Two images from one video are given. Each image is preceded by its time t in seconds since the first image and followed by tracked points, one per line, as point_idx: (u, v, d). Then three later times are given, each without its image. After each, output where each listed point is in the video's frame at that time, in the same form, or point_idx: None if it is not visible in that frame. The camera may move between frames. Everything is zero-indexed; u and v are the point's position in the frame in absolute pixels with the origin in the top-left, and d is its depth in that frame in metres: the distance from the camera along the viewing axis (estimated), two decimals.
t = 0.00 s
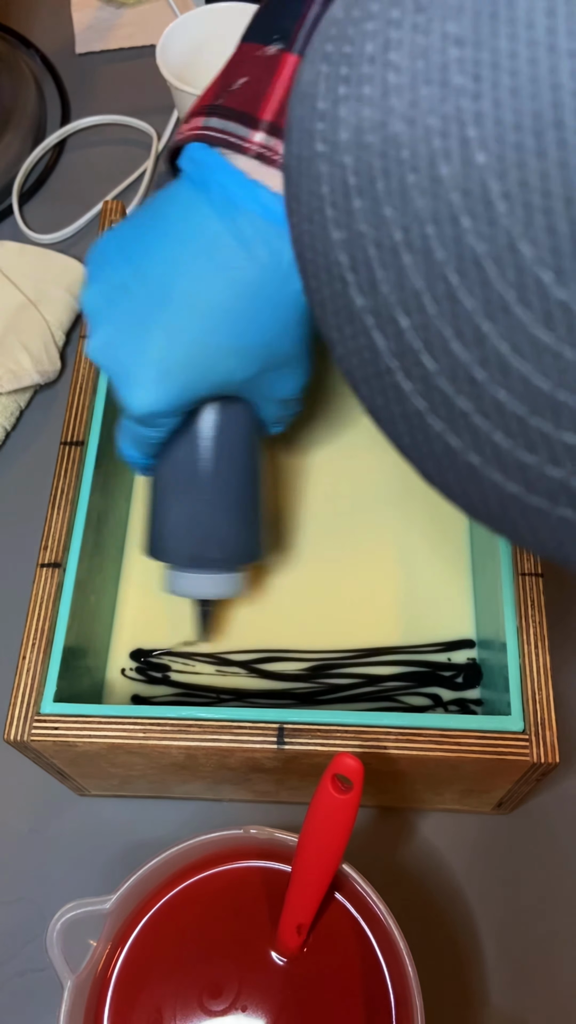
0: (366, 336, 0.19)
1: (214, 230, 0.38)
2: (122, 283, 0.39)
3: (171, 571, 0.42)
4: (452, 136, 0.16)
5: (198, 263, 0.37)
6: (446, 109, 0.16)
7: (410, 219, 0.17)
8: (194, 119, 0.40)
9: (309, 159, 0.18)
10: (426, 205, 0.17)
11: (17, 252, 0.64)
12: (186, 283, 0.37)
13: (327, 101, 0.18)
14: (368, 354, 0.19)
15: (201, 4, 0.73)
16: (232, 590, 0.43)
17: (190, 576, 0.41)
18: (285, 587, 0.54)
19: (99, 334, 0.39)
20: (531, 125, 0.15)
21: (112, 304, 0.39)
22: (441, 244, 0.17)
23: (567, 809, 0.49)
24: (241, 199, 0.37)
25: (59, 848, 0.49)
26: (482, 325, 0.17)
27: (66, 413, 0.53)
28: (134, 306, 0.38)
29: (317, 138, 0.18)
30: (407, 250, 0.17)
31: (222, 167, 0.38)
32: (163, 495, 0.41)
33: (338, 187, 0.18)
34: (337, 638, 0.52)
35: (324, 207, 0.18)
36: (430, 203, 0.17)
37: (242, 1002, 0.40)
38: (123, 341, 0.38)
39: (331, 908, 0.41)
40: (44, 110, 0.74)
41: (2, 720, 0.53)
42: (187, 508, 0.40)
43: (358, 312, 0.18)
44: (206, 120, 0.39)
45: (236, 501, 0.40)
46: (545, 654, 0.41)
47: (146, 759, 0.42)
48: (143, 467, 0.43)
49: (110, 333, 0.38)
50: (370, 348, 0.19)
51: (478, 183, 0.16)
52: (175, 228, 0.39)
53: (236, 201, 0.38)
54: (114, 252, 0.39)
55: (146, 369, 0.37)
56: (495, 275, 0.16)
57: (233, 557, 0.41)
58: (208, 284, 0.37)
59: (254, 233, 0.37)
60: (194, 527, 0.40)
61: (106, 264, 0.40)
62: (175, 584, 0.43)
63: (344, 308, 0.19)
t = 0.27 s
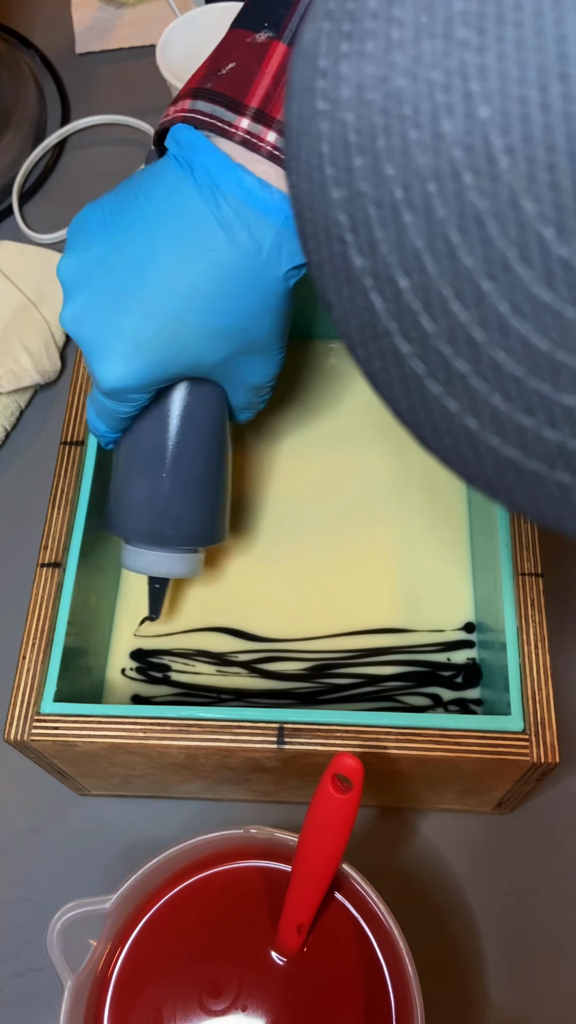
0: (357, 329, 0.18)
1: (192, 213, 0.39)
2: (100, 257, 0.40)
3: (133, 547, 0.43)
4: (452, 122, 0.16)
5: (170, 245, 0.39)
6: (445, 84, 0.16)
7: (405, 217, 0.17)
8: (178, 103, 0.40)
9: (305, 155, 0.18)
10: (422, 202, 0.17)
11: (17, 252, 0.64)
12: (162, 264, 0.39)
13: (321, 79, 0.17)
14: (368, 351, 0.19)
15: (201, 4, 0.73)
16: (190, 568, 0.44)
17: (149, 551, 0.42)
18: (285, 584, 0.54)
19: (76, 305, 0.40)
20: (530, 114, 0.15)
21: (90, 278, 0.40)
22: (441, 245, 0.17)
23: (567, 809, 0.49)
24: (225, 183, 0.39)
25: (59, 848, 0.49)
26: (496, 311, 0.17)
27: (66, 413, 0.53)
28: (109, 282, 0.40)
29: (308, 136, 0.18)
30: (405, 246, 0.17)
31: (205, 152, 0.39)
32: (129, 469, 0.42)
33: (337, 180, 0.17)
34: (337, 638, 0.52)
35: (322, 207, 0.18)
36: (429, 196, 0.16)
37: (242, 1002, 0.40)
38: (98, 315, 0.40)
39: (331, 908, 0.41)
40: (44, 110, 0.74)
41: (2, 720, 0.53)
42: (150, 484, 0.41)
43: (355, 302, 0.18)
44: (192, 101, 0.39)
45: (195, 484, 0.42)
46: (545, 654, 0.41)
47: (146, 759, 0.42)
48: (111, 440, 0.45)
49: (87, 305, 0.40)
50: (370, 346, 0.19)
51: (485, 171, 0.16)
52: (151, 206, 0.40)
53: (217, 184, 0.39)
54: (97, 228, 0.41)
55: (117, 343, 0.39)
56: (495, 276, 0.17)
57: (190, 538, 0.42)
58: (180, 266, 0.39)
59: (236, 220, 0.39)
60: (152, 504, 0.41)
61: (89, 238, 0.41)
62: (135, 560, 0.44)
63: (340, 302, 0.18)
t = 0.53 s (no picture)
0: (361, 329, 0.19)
1: (232, 211, 0.39)
2: (142, 260, 0.40)
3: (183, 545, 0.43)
4: (445, 121, 0.16)
5: (210, 245, 0.38)
6: (436, 86, 0.16)
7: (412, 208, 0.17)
8: (214, 99, 0.42)
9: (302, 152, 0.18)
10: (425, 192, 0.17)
11: (17, 252, 0.64)
12: (204, 262, 0.38)
13: (314, 79, 0.18)
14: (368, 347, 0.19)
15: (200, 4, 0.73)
16: (244, 563, 0.44)
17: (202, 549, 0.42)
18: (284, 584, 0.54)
19: (122, 308, 0.40)
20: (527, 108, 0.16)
21: (133, 281, 0.40)
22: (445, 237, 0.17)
23: (567, 809, 0.49)
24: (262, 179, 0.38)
25: (59, 848, 0.49)
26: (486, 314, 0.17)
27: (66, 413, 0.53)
28: (153, 284, 0.39)
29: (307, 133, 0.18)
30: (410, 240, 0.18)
31: (244, 147, 0.39)
32: (176, 470, 0.41)
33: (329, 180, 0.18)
34: (337, 638, 0.52)
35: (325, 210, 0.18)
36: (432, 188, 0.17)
37: (242, 1002, 0.40)
38: (145, 315, 0.39)
39: (331, 908, 0.41)
40: (43, 110, 0.74)
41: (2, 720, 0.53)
42: (200, 484, 0.40)
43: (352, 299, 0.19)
44: (227, 98, 0.41)
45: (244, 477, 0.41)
46: (545, 654, 0.41)
47: (146, 760, 0.42)
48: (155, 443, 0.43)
49: (132, 311, 0.40)
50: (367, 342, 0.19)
51: (473, 175, 0.17)
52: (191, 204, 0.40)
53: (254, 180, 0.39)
54: (138, 230, 0.41)
55: (166, 342, 0.38)
56: (494, 272, 0.17)
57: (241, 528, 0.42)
58: (221, 263, 0.38)
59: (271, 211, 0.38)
60: (207, 502, 0.41)
61: (131, 241, 0.40)
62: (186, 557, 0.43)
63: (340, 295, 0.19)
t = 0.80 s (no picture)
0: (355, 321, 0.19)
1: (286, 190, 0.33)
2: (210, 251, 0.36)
3: (280, 535, 0.43)
4: (450, 124, 0.16)
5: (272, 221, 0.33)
6: (439, 91, 0.16)
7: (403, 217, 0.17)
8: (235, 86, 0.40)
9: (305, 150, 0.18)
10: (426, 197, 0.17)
11: (17, 252, 0.64)
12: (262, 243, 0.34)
13: (318, 78, 0.18)
14: (367, 345, 0.19)
15: (200, 4, 0.73)
16: (333, 545, 0.44)
17: (296, 537, 0.42)
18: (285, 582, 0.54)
19: (199, 304, 0.36)
20: (526, 108, 0.16)
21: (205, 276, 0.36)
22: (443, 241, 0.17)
23: (567, 809, 0.49)
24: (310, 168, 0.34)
25: (58, 848, 0.49)
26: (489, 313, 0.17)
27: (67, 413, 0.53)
28: (220, 275, 0.35)
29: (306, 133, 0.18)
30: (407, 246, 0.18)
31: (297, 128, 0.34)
32: (262, 460, 0.41)
33: (334, 179, 0.18)
34: (336, 638, 0.52)
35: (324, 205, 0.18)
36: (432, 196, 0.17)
37: (242, 1002, 0.40)
38: (216, 314, 0.35)
39: (330, 908, 0.41)
40: (43, 110, 0.74)
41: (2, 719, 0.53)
42: (289, 471, 0.40)
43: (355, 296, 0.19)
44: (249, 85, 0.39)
45: (332, 456, 0.41)
46: (545, 654, 0.41)
47: (146, 759, 0.42)
48: (240, 436, 0.42)
49: (207, 303, 0.36)
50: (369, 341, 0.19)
51: (478, 171, 0.16)
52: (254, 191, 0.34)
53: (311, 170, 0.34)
54: (204, 220, 0.36)
55: (240, 342, 0.35)
56: (498, 280, 0.17)
57: (336, 511, 0.42)
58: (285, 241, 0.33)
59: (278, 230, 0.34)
60: (296, 488, 0.40)
61: (196, 235, 0.37)
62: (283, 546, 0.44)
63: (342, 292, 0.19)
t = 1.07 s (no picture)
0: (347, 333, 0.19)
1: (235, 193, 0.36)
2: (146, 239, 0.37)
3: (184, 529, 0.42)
4: (452, 124, 0.15)
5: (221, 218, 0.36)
6: (442, 89, 0.15)
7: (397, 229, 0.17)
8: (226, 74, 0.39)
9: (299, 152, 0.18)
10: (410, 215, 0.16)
11: (17, 252, 0.64)
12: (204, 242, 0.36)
13: (318, 71, 0.17)
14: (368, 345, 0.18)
15: (200, 4, 0.73)
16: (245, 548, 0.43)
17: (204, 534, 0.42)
18: (285, 582, 0.54)
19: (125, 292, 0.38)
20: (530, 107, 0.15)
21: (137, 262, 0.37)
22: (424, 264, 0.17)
23: (567, 809, 0.49)
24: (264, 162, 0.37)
25: (58, 848, 0.49)
26: (490, 323, 0.16)
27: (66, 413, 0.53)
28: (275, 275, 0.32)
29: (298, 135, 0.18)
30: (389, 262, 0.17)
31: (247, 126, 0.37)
32: (323, 457, 0.40)
33: (332, 183, 0.17)
34: (336, 638, 0.52)
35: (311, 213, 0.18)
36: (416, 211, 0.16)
37: (242, 1002, 0.40)
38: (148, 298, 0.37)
39: (330, 908, 0.41)
40: (44, 110, 0.74)
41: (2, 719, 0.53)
42: (355, 472, 0.39)
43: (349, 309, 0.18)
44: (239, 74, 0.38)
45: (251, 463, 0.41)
46: (545, 654, 0.41)
47: (147, 759, 0.42)
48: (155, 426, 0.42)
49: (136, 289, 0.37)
50: (368, 347, 0.18)
51: (480, 185, 0.15)
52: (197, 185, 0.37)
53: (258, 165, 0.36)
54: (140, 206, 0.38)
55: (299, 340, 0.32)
56: (500, 281, 0.16)
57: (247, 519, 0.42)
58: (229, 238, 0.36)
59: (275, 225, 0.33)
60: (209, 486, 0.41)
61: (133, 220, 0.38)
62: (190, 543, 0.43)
63: (335, 308, 0.18)
